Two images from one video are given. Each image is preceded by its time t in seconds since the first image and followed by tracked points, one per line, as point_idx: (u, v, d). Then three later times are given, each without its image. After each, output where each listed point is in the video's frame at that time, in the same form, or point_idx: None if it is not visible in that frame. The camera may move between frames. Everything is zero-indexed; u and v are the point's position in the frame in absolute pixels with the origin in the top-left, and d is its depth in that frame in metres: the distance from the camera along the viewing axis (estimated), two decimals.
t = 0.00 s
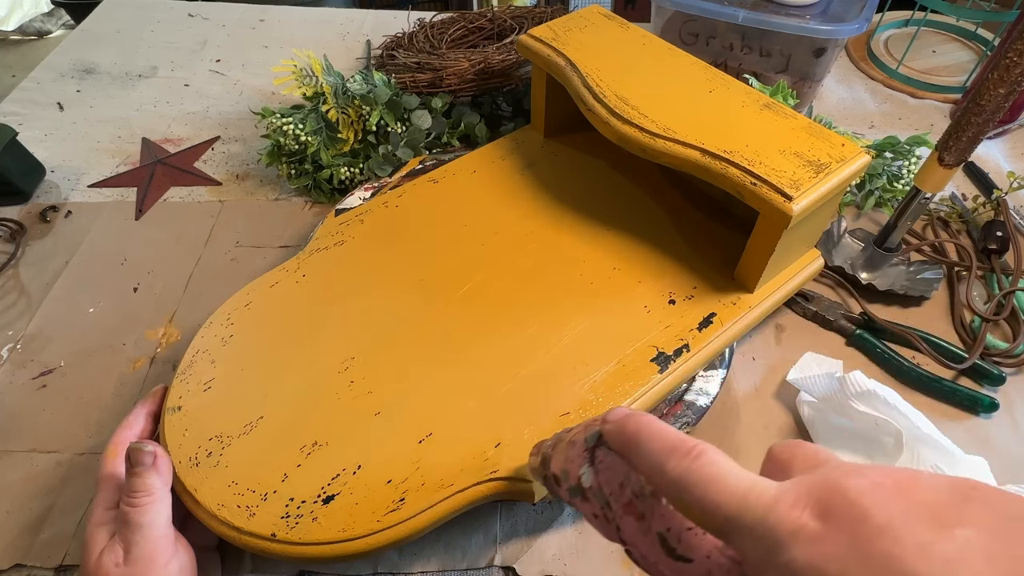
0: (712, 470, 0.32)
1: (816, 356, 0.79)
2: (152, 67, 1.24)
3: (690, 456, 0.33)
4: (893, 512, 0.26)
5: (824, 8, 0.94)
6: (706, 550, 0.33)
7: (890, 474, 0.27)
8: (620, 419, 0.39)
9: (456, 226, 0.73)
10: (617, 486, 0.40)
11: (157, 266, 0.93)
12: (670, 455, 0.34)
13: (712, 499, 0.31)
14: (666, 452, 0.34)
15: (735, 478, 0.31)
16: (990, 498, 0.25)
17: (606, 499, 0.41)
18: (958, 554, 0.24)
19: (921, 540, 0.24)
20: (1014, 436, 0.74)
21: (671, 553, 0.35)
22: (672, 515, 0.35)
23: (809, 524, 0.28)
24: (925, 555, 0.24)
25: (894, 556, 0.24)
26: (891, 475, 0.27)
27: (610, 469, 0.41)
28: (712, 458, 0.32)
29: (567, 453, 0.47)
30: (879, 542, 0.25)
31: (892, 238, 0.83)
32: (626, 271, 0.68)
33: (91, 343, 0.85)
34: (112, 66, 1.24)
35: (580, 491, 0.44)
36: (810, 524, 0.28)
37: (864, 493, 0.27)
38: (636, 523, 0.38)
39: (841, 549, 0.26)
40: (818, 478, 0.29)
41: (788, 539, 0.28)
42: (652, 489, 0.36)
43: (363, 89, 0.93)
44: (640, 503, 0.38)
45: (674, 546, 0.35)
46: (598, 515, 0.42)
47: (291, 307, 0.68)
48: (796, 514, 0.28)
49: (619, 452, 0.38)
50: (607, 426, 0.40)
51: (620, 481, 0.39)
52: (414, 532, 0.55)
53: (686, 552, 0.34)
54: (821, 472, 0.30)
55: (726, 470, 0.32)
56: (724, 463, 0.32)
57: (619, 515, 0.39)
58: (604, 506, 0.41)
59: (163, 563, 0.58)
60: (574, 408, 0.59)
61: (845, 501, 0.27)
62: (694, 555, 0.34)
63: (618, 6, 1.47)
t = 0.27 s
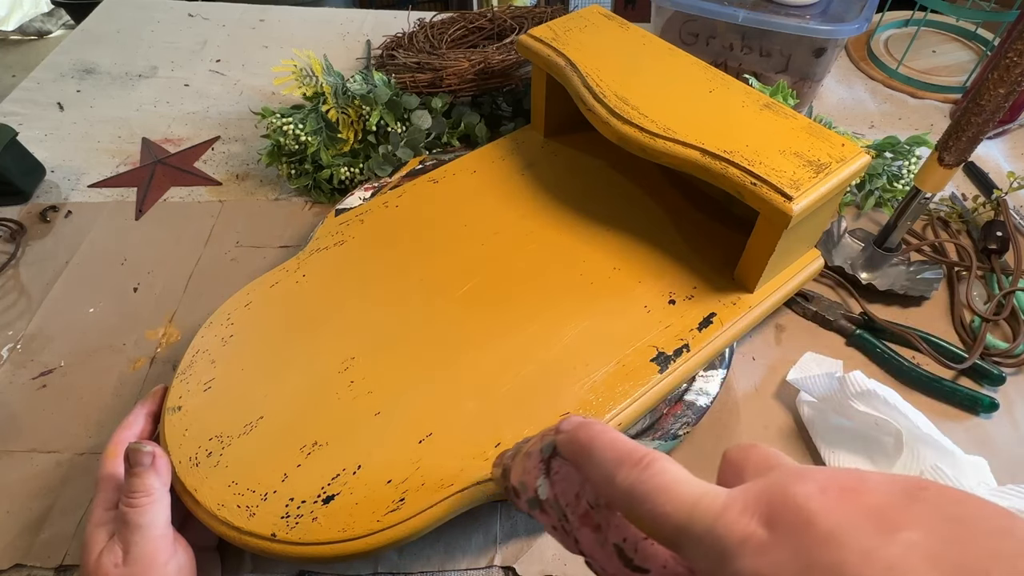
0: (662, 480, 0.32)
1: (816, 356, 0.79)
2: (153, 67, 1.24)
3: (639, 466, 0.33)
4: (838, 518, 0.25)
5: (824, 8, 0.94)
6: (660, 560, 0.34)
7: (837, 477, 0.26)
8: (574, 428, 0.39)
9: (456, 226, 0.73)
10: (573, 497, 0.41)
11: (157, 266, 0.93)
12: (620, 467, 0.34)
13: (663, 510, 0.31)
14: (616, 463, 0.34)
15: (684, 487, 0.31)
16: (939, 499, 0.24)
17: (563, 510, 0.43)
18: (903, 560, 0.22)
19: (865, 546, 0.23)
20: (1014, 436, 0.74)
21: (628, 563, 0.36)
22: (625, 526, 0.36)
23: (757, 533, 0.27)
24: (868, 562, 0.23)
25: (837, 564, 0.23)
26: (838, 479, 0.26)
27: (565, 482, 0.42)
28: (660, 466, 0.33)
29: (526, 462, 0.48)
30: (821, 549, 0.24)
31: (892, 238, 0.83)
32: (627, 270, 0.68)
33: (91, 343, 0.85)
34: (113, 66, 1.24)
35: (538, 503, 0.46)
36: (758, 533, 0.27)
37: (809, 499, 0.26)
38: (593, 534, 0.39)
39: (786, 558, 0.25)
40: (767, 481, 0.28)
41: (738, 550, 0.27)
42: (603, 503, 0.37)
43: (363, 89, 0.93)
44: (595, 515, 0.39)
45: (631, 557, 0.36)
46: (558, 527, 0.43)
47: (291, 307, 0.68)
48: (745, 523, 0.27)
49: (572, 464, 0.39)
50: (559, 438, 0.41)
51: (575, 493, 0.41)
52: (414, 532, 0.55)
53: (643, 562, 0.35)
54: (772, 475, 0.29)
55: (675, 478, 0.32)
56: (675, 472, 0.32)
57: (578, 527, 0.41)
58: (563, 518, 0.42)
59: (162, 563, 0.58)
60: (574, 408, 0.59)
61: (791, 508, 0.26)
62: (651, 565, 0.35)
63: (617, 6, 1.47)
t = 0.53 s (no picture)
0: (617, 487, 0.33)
1: (816, 356, 0.78)
2: (153, 67, 1.24)
3: (596, 473, 0.34)
4: (788, 520, 0.25)
5: (823, 8, 0.94)
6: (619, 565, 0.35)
7: (789, 479, 0.27)
8: (534, 434, 0.41)
9: (456, 226, 0.73)
10: (535, 503, 0.42)
11: (157, 266, 0.93)
12: (577, 473, 0.35)
13: (619, 516, 0.32)
14: (574, 469, 0.36)
15: (640, 492, 0.32)
16: (888, 498, 0.24)
17: (525, 517, 0.44)
18: (850, 562, 0.23)
19: (813, 548, 0.24)
20: (1014, 436, 0.74)
21: (590, 567, 0.38)
22: (586, 533, 0.37)
23: (710, 538, 0.27)
24: (816, 564, 0.23)
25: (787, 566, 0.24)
26: (791, 480, 0.27)
27: (524, 489, 0.43)
28: (616, 472, 0.34)
29: (489, 468, 0.48)
30: (771, 552, 0.24)
31: (892, 238, 0.83)
32: (627, 270, 0.68)
33: (90, 343, 0.85)
34: (113, 66, 1.24)
35: (502, 510, 0.46)
36: (712, 538, 0.27)
37: (762, 501, 0.26)
38: (556, 539, 0.41)
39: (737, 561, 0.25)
40: (719, 484, 0.29)
41: (692, 555, 0.27)
42: (562, 509, 0.38)
43: (363, 89, 0.93)
44: (557, 521, 0.40)
45: (593, 561, 0.37)
46: (522, 532, 0.45)
47: (291, 308, 0.68)
48: (699, 529, 0.28)
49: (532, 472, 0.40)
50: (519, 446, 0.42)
51: (535, 499, 0.42)
52: (414, 532, 0.55)
53: (604, 567, 0.37)
54: (724, 477, 0.30)
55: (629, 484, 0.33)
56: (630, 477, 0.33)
57: (541, 532, 0.42)
58: (524, 524, 0.44)
59: (163, 563, 0.58)
60: (574, 408, 0.59)
61: (742, 510, 0.26)
62: (612, 570, 0.36)
63: (617, 6, 1.47)
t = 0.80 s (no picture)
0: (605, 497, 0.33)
1: (815, 356, 0.78)
2: (153, 67, 1.24)
3: (583, 481, 0.35)
4: (771, 531, 0.25)
5: (823, 8, 0.94)
6: None
7: (775, 489, 0.26)
8: (520, 444, 0.41)
9: (456, 226, 0.73)
10: (522, 513, 0.42)
11: (157, 266, 0.93)
12: (565, 482, 0.35)
13: (606, 526, 0.32)
14: (561, 479, 0.36)
15: (626, 501, 0.32)
16: (870, 507, 0.24)
17: (512, 527, 0.43)
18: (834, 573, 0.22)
19: (797, 559, 0.23)
20: (1014, 436, 0.74)
21: None
22: (574, 543, 0.37)
23: (696, 549, 0.27)
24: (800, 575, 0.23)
25: None
26: (775, 490, 0.26)
27: (511, 498, 0.43)
28: (602, 482, 0.34)
29: (478, 475, 0.47)
30: (756, 564, 0.24)
31: (892, 238, 0.83)
32: (627, 271, 0.68)
33: (90, 343, 0.85)
34: (113, 66, 1.24)
35: (490, 519, 0.46)
36: (698, 549, 0.27)
37: (747, 512, 0.26)
38: (543, 549, 0.41)
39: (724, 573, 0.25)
40: (704, 494, 0.29)
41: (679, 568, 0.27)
42: (549, 519, 0.38)
43: (363, 89, 0.93)
44: (544, 530, 0.40)
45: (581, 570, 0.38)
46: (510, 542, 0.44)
47: (291, 308, 0.68)
48: (686, 540, 0.27)
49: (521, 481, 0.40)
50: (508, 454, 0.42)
51: (522, 509, 0.42)
52: (414, 531, 0.55)
53: None
54: (710, 487, 0.30)
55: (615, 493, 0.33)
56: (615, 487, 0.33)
57: (528, 542, 0.42)
58: (512, 533, 0.44)
59: (163, 563, 0.58)
60: (574, 408, 0.59)
61: (728, 522, 0.26)
62: None
63: (617, 6, 1.47)
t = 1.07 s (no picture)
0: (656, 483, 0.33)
1: (815, 356, 0.78)
2: (153, 67, 1.24)
3: (634, 468, 0.34)
4: (834, 525, 0.25)
5: (824, 8, 0.94)
6: (654, 562, 0.36)
7: (834, 484, 0.27)
8: (568, 430, 0.41)
9: (456, 226, 0.73)
10: (568, 499, 0.43)
11: (157, 266, 0.93)
12: (614, 468, 0.35)
13: (658, 512, 0.32)
14: (611, 465, 0.35)
15: (679, 490, 0.32)
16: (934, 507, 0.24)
17: (557, 512, 0.44)
18: (900, 567, 0.23)
19: (862, 554, 0.24)
20: (1014, 436, 0.74)
21: (621, 563, 0.39)
22: (619, 528, 0.38)
23: (753, 539, 0.28)
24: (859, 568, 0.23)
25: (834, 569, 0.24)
26: (836, 485, 0.27)
27: (557, 483, 0.44)
28: (656, 469, 0.34)
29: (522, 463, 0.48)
30: (819, 558, 0.25)
31: (892, 238, 0.83)
32: (627, 271, 0.68)
33: (90, 343, 0.85)
34: (113, 66, 1.24)
35: (531, 503, 0.47)
36: (755, 539, 0.27)
37: (806, 504, 0.27)
38: (588, 535, 0.41)
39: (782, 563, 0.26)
40: (759, 488, 0.30)
41: (734, 557, 0.28)
42: (598, 505, 0.39)
43: (363, 89, 0.93)
44: (590, 516, 0.41)
45: (625, 558, 0.38)
46: (552, 527, 0.45)
47: (291, 308, 0.68)
48: (741, 529, 0.28)
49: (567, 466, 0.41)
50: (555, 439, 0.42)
51: (569, 493, 0.43)
52: (414, 532, 0.55)
53: (636, 564, 0.38)
54: (765, 480, 0.31)
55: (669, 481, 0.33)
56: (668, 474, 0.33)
57: (572, 528, 0.43)
58: (555, 518, 0.44)
59: (163, 563, 0.58)
60: (574, 408, 0.59)
61: (788, 514, 0.27)
62: (644, 567, 0.37)
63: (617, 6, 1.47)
